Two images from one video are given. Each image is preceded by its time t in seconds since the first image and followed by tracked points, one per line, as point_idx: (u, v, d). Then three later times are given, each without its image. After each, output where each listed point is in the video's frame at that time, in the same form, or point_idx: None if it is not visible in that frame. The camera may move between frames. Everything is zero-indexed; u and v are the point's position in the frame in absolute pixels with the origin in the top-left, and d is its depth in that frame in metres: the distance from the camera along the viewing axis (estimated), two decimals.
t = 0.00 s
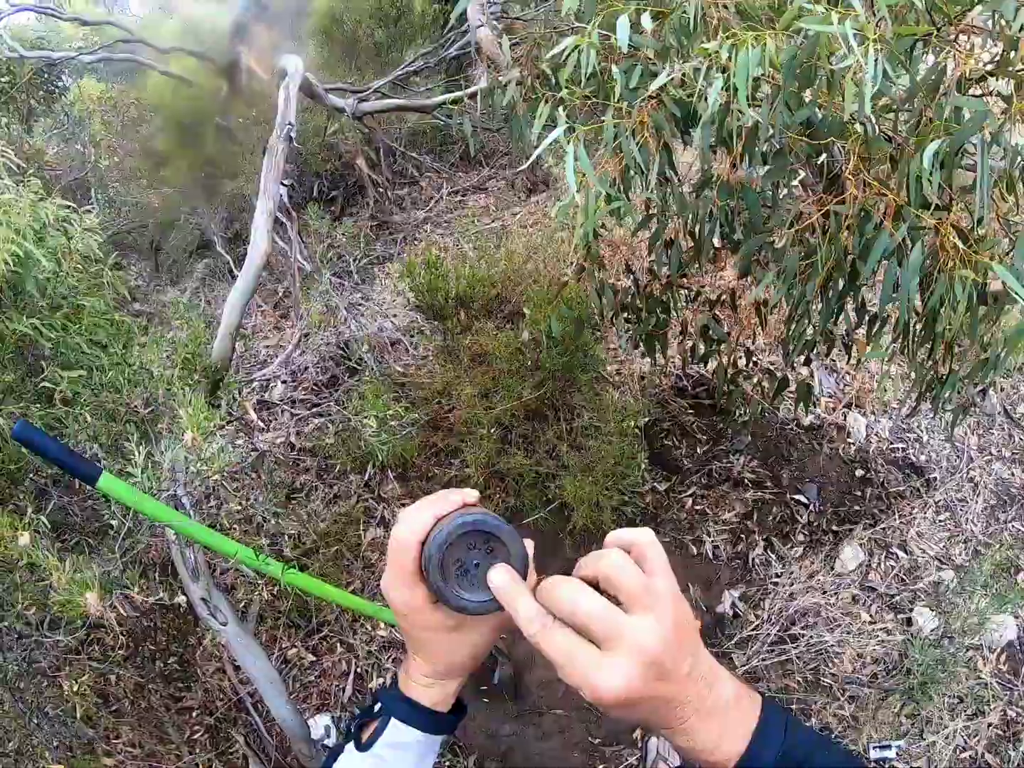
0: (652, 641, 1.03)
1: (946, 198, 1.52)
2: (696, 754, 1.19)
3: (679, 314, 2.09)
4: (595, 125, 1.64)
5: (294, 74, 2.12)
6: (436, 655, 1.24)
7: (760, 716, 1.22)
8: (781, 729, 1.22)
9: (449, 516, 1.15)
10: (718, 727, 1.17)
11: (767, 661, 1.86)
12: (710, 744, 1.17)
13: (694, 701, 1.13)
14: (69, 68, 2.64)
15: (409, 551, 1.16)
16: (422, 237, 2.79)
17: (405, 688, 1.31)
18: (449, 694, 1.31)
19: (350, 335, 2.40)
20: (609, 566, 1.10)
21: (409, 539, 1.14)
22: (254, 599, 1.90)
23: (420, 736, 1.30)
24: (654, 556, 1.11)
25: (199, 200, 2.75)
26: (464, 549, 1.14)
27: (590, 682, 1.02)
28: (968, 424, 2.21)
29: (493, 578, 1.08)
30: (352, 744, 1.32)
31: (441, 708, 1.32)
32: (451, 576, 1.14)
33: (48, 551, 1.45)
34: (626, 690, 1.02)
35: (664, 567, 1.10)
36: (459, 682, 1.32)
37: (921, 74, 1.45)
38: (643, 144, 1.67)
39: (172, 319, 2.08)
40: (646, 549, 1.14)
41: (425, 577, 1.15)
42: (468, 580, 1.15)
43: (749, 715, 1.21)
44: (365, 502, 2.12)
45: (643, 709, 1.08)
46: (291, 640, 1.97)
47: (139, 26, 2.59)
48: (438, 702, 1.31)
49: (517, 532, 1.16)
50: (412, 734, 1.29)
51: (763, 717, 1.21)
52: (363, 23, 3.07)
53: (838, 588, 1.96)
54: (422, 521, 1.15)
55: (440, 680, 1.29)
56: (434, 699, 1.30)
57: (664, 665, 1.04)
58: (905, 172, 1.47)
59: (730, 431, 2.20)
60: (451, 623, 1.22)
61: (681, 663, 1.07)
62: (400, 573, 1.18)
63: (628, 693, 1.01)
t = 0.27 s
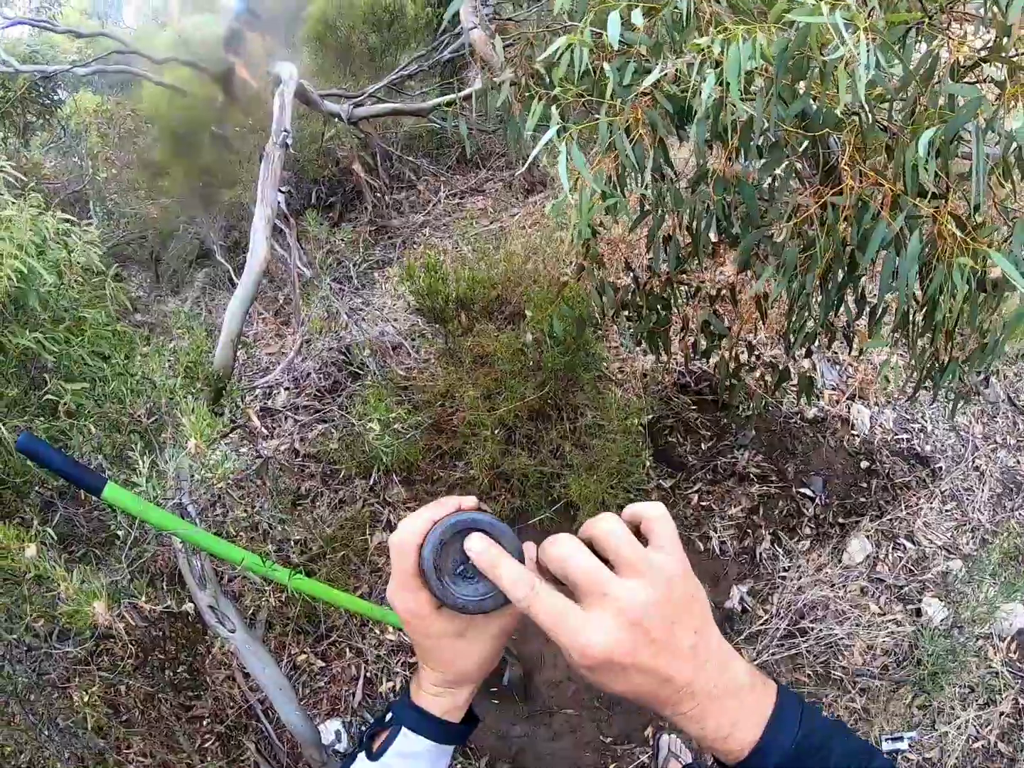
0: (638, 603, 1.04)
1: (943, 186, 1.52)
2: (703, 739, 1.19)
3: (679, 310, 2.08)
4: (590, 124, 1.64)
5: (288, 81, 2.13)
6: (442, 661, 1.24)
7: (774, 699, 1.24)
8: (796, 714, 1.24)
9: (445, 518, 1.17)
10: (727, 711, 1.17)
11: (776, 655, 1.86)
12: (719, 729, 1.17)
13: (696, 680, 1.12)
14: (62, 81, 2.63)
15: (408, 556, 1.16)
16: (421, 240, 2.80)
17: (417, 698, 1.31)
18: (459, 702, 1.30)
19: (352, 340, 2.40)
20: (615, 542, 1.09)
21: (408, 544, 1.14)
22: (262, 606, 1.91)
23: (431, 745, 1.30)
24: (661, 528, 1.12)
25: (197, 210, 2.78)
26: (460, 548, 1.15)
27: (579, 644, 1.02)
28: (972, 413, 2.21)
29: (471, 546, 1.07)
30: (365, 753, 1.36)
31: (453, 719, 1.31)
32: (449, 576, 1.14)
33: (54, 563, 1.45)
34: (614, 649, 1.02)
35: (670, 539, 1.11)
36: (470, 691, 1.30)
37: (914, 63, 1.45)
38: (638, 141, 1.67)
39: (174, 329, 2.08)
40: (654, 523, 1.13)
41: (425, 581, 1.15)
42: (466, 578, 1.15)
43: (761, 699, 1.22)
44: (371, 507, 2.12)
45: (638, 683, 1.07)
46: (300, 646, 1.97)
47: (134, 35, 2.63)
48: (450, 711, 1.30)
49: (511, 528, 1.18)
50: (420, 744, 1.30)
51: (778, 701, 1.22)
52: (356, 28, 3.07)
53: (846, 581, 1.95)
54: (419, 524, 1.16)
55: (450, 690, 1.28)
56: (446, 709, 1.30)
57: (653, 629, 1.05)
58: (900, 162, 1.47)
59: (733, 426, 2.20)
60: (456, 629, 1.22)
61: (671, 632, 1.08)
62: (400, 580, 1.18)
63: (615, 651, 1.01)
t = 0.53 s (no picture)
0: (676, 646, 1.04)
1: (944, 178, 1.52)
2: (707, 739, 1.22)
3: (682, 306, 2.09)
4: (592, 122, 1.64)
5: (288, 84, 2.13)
6: (457, 668, 1.26)
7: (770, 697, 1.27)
8: (795, 712, 1.28)
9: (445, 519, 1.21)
10: (727, 713, 1.20)
11: (785, 650, 1.87)
12: (720, 730, 1.20)
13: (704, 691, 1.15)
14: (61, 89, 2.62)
15: (413, 559, 1.20)
16: (422, 241, 2.80)
17: (437, 707, 1.34)
18: (479, 712, 1.32)
19: (355, 342, 2.40)
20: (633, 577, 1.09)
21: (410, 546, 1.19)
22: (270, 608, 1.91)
23: (450, 756, 1.32)
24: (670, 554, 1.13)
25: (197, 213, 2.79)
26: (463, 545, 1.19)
27: (620, 694, 1.02)
28: (977, 405, 2.21)
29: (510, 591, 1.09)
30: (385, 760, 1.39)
31: (473, 729, 1.33)
32: (453, 573, 1.18)
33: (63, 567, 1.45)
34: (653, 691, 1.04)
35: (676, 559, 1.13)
36: (490, 700, 1.33)
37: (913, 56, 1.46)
38: (640, 138, 1.67)
39: (178, 334, 2.08)
40: (661, 545, 1.15)
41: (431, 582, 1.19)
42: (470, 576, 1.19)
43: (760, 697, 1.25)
44: (377, 508, 2.12)
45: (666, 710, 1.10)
46: (308, 648, 1.97)
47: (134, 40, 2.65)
48: (471, 721, 1.32)
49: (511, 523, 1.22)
50: (439, 754, 1.31)
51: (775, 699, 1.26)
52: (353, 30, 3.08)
53: (853, 575, 1.95)
54: (421, 529, 1.20)
55: (469, 697, 1.31)
56: (464, 716, 1.32)
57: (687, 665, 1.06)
58: (901, 154, 1.47)
59: (738, 422, 2.20)
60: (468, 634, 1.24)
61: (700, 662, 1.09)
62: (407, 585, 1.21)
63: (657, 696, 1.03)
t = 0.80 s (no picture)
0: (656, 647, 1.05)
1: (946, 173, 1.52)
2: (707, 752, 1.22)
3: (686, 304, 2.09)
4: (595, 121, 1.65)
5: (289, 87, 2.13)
6: (465, 667, 1.26)
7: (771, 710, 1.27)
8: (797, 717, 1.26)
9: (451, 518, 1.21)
10: (724, 725, 1.21)
11: (791, 646, 1.87)
12: (716, 741, 1.21)
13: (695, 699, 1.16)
14: (62, 94, 2.61)
15: (421, 560, 1.20)
16: (424, 242, 2.81)
17: (444, 705, 1.34)
18: (486, 709, 1.33)
19: (360, 343, 2.40)
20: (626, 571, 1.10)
21: (418, 547, 1.19)
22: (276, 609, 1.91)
23: (457, 751, 1.33)
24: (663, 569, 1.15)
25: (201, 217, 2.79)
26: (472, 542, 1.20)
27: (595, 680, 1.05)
28: (979, 400, 2.22)
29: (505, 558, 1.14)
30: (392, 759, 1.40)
31: (482, 724, 1.35)
32: (465, 573, 1.18)
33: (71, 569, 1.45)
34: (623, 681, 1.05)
35: (671, 576, 1.14)
36: (498, 697, 1.35)
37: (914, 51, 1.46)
38: (642, 136, 1.68)
39: (182, 337, 2.08)
40: (654, 562, 1.17)
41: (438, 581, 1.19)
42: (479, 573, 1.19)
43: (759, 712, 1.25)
44: (382, 508, 2.13)
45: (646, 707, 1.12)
46: (315, 649, 1.97)
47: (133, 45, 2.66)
48: (478, 717, 1.34)
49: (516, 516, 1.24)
50: (447, 749, 1.32)
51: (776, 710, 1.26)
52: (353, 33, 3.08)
53: (858, 570, 1.96)
54: (427, 530, 1.21)
55: (477, 696, 1.32)
56: (472, 713, 1.33)
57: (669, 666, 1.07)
58: (903, 150, 1.48)
59: (742, 419, 2.20)
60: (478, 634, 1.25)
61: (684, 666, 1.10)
62: (414, 587, 1.21)
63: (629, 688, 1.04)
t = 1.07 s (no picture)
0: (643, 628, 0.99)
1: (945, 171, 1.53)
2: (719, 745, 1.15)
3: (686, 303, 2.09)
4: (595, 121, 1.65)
5: (289, 88, 2.15)
6: (460, 678, 1.20)
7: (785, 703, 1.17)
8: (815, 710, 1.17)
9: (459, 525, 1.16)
10: (736, 719, 1.12)
11: (794, 645, 1.87)
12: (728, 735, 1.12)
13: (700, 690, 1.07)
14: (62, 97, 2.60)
15: (425, 567, 1.14)
16: (424, 243, 2.82)
17: (435, 719, 1.26)
18: (478, 724, 1.26)
19: (361, 344, 2.40)
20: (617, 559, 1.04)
21: (425, 555, 1.13)
22: (279, 610, 1.91)
23: None
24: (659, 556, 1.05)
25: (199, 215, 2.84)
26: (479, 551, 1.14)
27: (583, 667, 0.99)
28: (980, 398, 2.22)
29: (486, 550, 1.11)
30: None
31: (470, 739, 1.27)
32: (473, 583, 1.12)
33: (75, 569, 1.45)
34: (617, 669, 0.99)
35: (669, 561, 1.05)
36: (488, 712, 1.27)
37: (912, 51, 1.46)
38: (642, 136, 1.68)
39: (184, 338, 2.08)
40: (650, 550, 1.05)
41: (444, 588, 1.13)
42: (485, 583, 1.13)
43: (776, 706, 1.15)
44: (385, 508, 2.13)
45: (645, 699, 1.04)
46: (318, 649, 1.98)
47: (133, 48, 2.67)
48: (466, 733, 1.26)
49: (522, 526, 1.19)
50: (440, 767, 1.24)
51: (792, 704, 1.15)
52: (354, 36, 3.09)
53: (860, 569, 1.96)
54: (433, 536, 1.15)
55: (467, 710, 1.24)
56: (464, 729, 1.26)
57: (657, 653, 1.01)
58: (903, 149, 1.48)
59: (743, 419, 2.21)
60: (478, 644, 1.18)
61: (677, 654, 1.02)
62: (419, 595, 1.14)
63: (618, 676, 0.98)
